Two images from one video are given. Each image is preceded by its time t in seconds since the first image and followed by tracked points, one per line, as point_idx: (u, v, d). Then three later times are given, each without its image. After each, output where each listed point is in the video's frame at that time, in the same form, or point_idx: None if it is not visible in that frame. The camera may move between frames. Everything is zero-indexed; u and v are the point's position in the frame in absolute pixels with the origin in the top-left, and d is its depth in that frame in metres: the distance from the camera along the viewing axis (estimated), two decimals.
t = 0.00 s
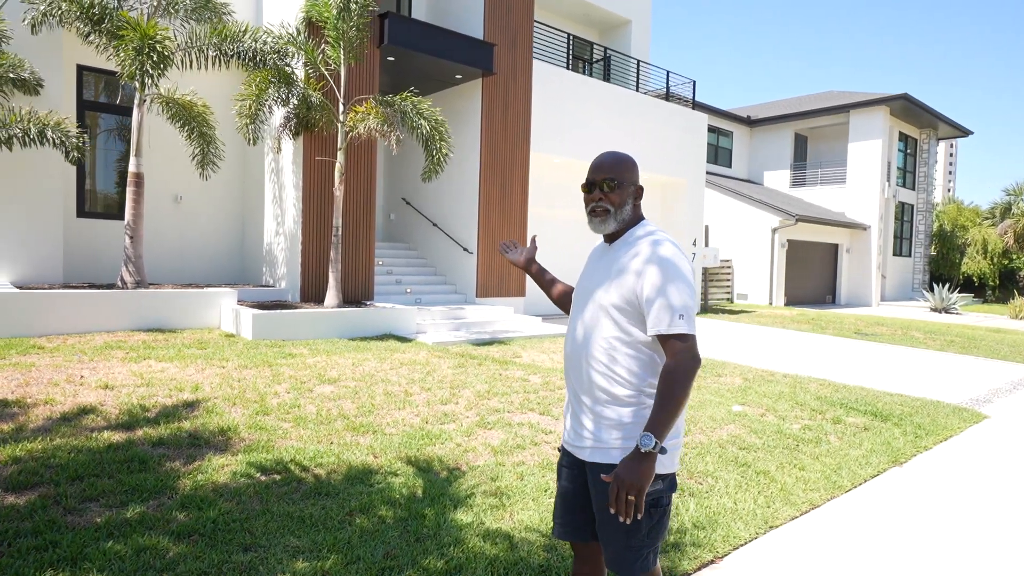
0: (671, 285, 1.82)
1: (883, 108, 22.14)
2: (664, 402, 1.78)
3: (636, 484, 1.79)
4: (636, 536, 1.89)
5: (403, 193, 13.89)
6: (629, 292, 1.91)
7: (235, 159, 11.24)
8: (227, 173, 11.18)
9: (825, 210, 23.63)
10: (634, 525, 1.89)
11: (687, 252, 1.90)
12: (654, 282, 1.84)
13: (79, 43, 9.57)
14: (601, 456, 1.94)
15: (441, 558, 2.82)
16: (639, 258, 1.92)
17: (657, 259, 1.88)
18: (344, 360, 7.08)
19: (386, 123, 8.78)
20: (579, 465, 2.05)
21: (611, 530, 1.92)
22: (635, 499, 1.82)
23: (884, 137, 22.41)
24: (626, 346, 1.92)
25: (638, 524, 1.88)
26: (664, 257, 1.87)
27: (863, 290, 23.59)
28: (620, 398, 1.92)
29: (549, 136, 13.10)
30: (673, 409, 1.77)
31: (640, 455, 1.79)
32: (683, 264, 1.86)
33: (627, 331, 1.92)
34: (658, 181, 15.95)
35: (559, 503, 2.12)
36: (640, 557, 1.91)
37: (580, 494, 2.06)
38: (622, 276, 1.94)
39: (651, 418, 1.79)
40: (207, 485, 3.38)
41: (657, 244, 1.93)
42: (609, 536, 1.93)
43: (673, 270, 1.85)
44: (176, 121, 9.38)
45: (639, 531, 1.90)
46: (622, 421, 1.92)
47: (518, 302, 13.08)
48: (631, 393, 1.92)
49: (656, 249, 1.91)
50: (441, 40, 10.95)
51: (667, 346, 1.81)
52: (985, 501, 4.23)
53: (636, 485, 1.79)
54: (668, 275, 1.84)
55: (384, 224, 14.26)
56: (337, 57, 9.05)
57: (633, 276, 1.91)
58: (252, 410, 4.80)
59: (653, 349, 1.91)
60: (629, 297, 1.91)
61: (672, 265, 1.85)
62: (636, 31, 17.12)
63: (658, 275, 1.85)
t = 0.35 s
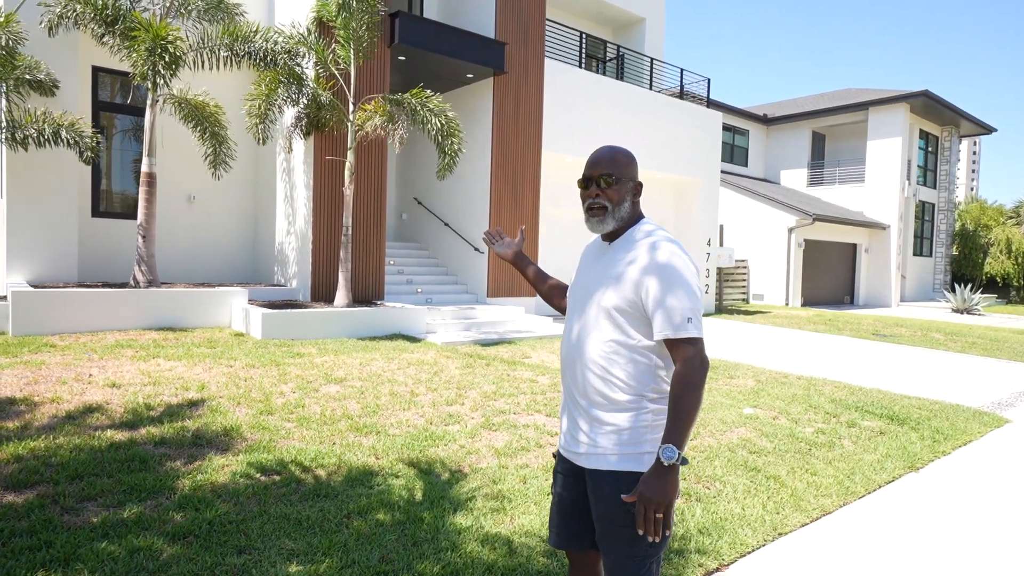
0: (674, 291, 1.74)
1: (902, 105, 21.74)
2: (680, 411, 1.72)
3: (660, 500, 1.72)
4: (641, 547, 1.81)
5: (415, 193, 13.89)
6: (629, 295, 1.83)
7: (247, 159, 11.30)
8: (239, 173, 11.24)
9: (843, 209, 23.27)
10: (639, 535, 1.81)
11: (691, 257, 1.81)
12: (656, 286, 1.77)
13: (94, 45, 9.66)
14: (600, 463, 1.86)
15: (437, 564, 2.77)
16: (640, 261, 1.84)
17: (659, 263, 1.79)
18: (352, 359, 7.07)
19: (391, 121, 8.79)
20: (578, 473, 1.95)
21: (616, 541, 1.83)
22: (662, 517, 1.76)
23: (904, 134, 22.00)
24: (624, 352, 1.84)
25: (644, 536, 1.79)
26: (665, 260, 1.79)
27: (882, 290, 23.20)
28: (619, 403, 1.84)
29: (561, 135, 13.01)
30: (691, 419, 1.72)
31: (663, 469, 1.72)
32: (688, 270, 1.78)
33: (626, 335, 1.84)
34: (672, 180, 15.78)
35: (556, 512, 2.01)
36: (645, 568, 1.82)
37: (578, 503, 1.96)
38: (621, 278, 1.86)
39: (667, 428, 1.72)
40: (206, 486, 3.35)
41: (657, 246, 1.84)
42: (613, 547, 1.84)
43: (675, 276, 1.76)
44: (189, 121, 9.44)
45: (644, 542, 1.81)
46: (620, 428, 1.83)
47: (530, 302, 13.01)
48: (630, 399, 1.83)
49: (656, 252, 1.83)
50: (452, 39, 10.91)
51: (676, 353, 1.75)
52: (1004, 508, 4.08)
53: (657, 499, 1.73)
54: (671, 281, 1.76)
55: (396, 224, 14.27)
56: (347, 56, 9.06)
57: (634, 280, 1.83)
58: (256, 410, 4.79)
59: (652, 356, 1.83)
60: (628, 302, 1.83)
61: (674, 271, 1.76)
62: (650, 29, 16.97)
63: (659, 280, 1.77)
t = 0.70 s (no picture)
0: (684, 295, 1.69)
1: (923, 103, 21.37)
2: (686, 412, 1.67)
3: (663, 502, 1.66)
4: (643, 551, 1.76)
5: (428, 194, 13.93)
6: (635, 299, 1.78)
7: (263, 160, 11.40)
8: (255, 175, 11.34)
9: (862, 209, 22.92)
10: (641, 539, 1.75)
11: (700, 259, 1.76)
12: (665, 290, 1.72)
13: (113, 49, 9.80)
14: (603, 468, 1.80)
15: (441, 566, 2.76)
16: (647, 263, 1.78)
17: (667, 266, 1.74)
18: (363, 360, 7.09)
19: (399, 120, 8.81)
20: (579, 477, 1.91)
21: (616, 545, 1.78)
22: (664, 519, 1.70)
23: (925, 133, 21.62)
24: (629, 356, 1.79)
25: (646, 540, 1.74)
26: (674, 264, 1.74)
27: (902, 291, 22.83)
28: (623, 406, 1.79)
29: (575, 135, 12.96)
30: (697, 421, 1.67)
31: (667, 471, 1.66)
32: (696, 273, 1.73)
33: (632, 339, 1.79)
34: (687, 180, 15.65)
35: (556, 518, 1.97)
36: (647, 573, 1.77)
37: (579, 507, 1.92)
38: (627, 281, 1.80)
39: (674, 429, 1.67)
40: (214, 485, 3.37)
41: (665, 248, 1.78)
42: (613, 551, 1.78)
43: (684, 279, 1.71)
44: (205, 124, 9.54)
45: (646, 546, 1.76)
46: (623, 433, 1.78)
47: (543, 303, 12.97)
48: (634, 403, 1.78)
49: (664, 254, 1.77)
50: (465, 40, 10.91)
51: (686, 356, 1.70)
52: None
53: (661, 501, 1.67)
54: (681, 284, 1.71)
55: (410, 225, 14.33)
56: (360, 58, 9.11)
57: (641, 283, 1.77)
58: (266, 410, 4.81)
59: (657, 361, 1.78)
60: (635, 305, 1.77)
61: (684, 273, 1.71)
62: (665, 28, 16.87)
63: (669, 284, 1.72)
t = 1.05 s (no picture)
0: (695, 299, 1.68)
1: (959, 101, 20.79)
2: (704, 418, 1.65)
3: (685, 509, 1.63)
4: (656, 558, 1.73)
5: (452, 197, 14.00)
6: (645, 302, 1.76)
7: (289, 164, 11.58)
8: (281, 178, 11.52)
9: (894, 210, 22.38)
10: (654, 545, 1.73)
11: (712, 263, 1.74)
12: (676, 294, 1.70)
13: (144, 56, 10.04)
14: (612, 474, 1.77)
15: (452, 569, 2.76)
16: (657, 267, 1.76)
17: (679, 271, 1.72)
18: (384, 361, 7.13)
19: (419, 119, 8.86)
20: (587, 483, 1.89)
21: (630, 553, 1.75)
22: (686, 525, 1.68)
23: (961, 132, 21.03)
24: (638, 360, 1.77)
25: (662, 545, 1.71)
26: (685, 266, 1.72)
27: (936, 295, 22.22)
28: (633, 411, 1.76)
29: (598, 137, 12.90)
30: (715, 425, 1.65)
31: (688, 476, 1.64)
32: (708, 277, 1.71)
33: (641, 343, 1.76)
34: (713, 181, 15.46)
35: (565, 524, 1.94)
36: None
37: (588, 513, 1.90)
38: (637, 285, 1.78)
39: (693, 435, 1.64)
40: (232, 484, 3.42)
41: (675, 252, 1.76)
42: (626, 558, 1.75)
43: (696, 284, 1.69)
44: (232, 128, 9.72)
45: (659, 552, 1.74)
46: (633, 438, 1.76)
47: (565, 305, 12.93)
48: (644, 409, 1.76)
49: (675, 258, 1.75)
50: (487, 42, 10.94)
51: (698, 361, 1.68)
52: None
53: (680, 508, 1.64)
54: (693, 287, 1.69)
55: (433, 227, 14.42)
56: (383, 61, 9.20)
57: (651, 286, 1.76)
58: (286, 410, 4.88)
59: (667, 366, 1.76)
60: (644, 308, 1.75)
61: (696, 279, 1.69)
62: (689, 28, 16.71)
63: (680, 287, 1.70)
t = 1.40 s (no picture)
0: (704, 302, 1.66)
1: (998, 98, 20.15)
2: (714, 419, 1.63)
3: (695, 510, 1.61)
4: (664, 560, 1.71)
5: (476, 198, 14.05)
6: (653, 304, 1.74)
7: (316, 166, 11.75)
8: (308, 180, 11.69)
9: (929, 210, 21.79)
10: (661, 547, 1.71)
11: (721, 266, 1.72)
12: (685, 297, 1.68)
13: (176, 62, 10.29)
14: (621, 475, 1.76)
15: (467, 569, 2.77)
16: (667, 268, 1.74)
17: (687, 272, 1.70)
18: (406, 362, 7.18)
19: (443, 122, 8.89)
20: (596, 484, 1.88)
21: (638, 555, 1.73)
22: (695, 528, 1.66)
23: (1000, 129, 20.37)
24: (647, 361, 1.75)
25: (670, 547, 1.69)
26: (694, 269, 1.70)
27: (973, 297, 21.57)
28: (641, 413, 1.75)
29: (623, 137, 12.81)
30: (724, 426, 1.63)
31: (699, 477, 1.62)
32: (716, 279, 1.69)
33: (649, 344, 1.75)
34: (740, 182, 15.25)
35: (574, 526, 1.93)
36: None
37: (596, 515, 1.89)
38: (645, 286, 1.77)
39: (703, 435, 1.62)
40: (253, 482, 3.48)
41: (684, 253, 1.75)
42: (634, 561, 1.74)
43: (705, 286, 1.67)
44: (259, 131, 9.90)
45: (667, 554, 1.72)
46: (641, 439, 1.74)
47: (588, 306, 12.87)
48: (652, 410, 1.74)
49: (684, 260, 1.73)
50: (511, 44, 10.96)
51: (707, 362, 1.66)
52: None
53: (689, 508, 1.62)
54: (702, 290, 1.67)
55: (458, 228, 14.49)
56: (407, 64, 9.29)
57: (660, 288, 1.74)
58: (308, 409, 4.94)
59: (675, 367, 1.74)
60: (652, 309, 1.74)
61: (704, 280, 1.68)
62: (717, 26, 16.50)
63: (689, 289, 1.68)
